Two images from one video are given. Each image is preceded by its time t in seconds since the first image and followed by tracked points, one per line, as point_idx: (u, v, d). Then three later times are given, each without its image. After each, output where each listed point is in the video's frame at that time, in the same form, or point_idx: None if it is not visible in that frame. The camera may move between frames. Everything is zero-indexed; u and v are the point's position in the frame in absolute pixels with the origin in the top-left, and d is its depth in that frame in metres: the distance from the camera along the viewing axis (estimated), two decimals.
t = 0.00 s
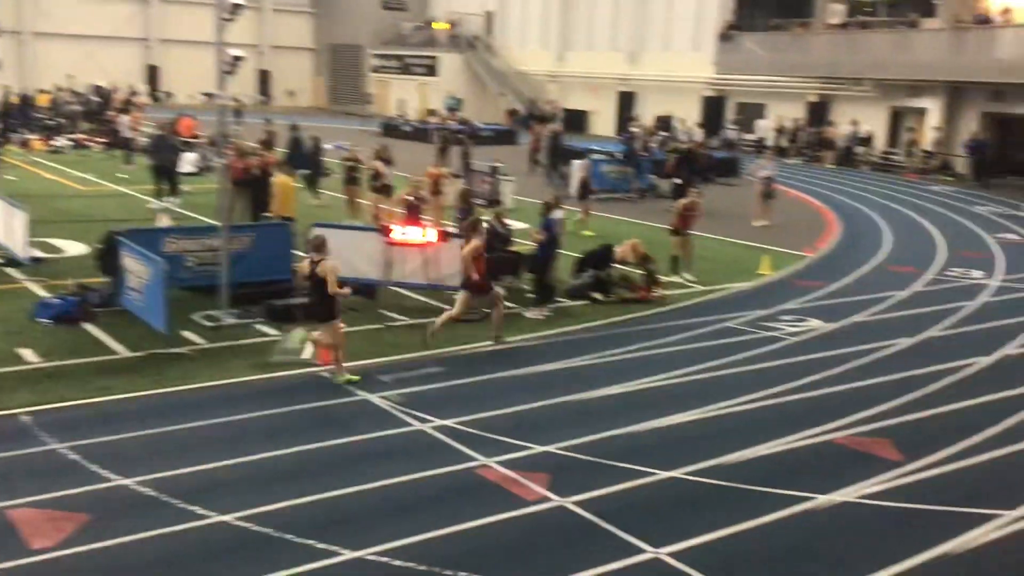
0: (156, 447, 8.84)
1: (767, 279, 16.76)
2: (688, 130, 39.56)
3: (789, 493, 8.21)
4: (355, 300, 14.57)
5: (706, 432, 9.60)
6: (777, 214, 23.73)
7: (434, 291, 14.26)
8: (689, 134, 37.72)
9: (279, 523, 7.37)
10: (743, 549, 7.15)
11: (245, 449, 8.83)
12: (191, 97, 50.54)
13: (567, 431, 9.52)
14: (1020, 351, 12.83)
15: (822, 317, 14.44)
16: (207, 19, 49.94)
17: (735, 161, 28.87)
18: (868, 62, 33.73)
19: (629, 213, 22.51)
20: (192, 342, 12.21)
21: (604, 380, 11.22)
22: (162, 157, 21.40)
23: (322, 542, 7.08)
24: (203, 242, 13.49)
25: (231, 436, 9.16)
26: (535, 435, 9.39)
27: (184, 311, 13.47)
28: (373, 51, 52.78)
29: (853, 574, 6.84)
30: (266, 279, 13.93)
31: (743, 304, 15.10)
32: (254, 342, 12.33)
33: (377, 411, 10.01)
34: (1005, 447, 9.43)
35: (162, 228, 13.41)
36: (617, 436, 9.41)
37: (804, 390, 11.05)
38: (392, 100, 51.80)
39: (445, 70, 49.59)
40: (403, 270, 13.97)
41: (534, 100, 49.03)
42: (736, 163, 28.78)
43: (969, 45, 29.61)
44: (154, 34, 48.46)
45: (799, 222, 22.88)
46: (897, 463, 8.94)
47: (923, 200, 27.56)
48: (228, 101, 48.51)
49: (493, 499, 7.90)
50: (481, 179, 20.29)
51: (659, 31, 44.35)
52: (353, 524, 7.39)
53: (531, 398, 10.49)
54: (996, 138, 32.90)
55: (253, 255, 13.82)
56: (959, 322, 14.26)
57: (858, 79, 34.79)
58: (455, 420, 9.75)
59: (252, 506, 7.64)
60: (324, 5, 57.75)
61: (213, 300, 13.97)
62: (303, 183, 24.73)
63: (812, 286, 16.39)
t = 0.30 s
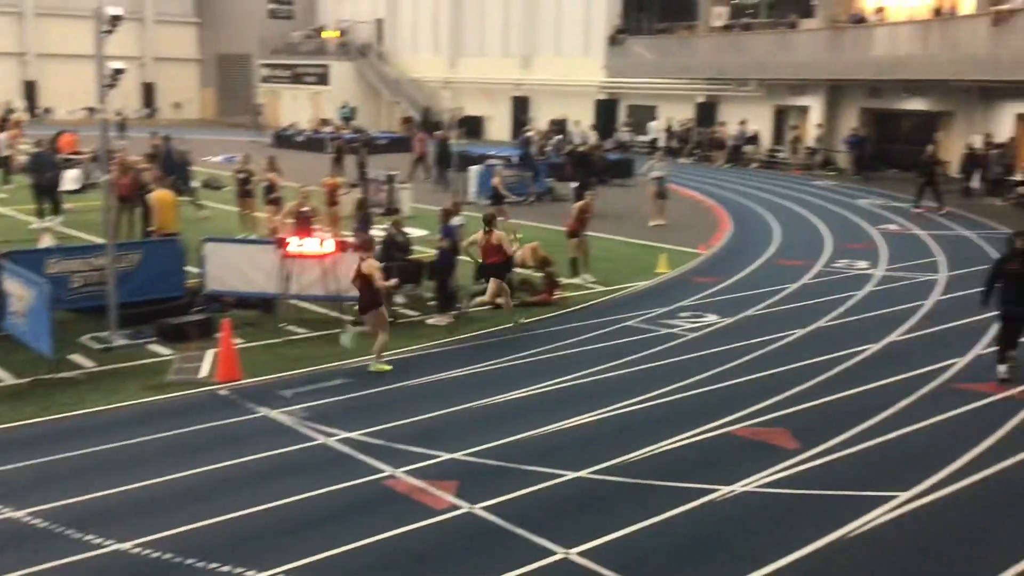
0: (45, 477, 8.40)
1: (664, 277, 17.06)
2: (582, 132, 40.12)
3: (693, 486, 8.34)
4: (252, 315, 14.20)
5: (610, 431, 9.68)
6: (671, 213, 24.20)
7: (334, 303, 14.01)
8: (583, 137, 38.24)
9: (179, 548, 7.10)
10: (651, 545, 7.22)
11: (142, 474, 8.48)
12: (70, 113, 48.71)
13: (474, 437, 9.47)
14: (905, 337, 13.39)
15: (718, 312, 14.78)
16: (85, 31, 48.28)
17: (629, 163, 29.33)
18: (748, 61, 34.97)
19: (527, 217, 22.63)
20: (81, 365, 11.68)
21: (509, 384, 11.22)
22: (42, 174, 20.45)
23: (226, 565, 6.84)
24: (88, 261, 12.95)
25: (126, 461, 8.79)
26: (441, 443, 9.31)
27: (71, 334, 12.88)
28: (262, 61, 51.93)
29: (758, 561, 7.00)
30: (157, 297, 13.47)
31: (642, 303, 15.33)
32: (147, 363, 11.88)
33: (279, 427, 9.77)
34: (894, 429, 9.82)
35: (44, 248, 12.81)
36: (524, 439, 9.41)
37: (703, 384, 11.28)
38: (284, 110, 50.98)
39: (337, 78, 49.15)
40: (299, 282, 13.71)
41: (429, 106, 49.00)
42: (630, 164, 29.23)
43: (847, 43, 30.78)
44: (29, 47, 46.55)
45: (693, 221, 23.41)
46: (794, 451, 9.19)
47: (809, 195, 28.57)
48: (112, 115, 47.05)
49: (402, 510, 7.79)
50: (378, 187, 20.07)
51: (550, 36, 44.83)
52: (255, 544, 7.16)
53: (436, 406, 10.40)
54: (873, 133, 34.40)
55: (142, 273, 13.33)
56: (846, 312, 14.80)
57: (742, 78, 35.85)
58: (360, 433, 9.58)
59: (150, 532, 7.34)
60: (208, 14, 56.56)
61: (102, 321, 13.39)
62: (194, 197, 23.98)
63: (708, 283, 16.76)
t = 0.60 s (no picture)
0: None
1: (605, 271, 17.17)
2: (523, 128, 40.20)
3: (637, 478, 8.42)
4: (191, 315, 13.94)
5: (554, 425, 9.72)
6: (612, 208, 24.37)
7: (273, 302, 13.84)
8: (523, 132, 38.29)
9: (116, 554, 6.93)
10: (596, 537, 7.27)
11: (77, 480, 8.27)
12: None
13: (419, 434, 9.43)
14: (840, 326, 13.69)
15: (659, 305, 14.92)
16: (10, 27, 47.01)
17: (570, 158, 29.45)
18: (685, 56, 35.25)
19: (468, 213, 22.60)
20: (12, 369, 11.35)
21: (452, 380, 11.19)
22: None
23: (166, 570, 6.70)
24: (18, 262, 12.60)
25: (61, 467, 8.56)
26: (384, 441, 9.25)
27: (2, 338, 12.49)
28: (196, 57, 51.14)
29: (701, 550, 7.09)
30: (92, 298, 13.16)
31: (584, 297, 15.40)
32: (81, 366, 11.58)
33: (219, 428, 9.61)
34: (831, 417, 10.03)
35: None
36: (468, 436, 9.39)
37: (645, 377, 11.38)
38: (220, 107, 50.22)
39: (273, 74, 48.59)
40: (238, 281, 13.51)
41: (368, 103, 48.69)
42: (571, 159, 29.35)
43: (781, 39, 31.27)
44: None
45: (633, 215, 23.60)
46: (734, 441, 9.33)
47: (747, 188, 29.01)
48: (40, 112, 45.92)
49: (346, 510, 7.71)
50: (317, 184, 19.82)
51: (489, 32, 44.82)
52: (196, 547, 7.04)
53: (379, 404, 10.33)
54: (808, 127, 35.05)
55: (75, 274, 13.00)
56: (783, 302, 15.08)
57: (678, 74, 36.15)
58: (301, 432, 9.47)
59: (86, 539, 7.15)
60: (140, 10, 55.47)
61: (33, 324, 13.03)
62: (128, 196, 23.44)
63: (648, 276, 16.90)
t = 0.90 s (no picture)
0: None
1: (607, 264, 17.17)
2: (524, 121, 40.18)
3: (639, 470, 8.43)
4: (193, 309, 13.95)
5: (556, 418, 9.73)
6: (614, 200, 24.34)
7: (276, 296, 13.84)
8: (525, 125, 38.25)
9: (118, 548, 6.95)
10: (597, 530, 7.28)
11: (80, 474, 8.29)
12: None
13: (421, 428, 9.44)
14: (842, 317, 13.68)
15: (660, 297, 14.92)
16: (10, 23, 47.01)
17: (571, 150, 29.40)
18: (685, 48, 35.16)
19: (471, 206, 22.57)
20: (15, 364, 11.37)
21: (454, 373, 11.20)
22: None
23: (168, 563, 6.72)
24: (19, 257, 12.62)
25: (65, 460, 8.60)
26: (386, 434, 9.27)
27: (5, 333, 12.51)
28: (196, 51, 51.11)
29: (702, 542, 7.10)
30: (94, 293, 13.19)
31: (585, 289, 15.39)
32: (84, 361, 11.60)
33: (221, 422, 9.62)
34: (834, 409, 10.03)
35: None
36: (471, 428, 9.41)
37: (648, 369, 11.40)
38: (221, 101, 50.27)
39: (274, 68, 48.60)
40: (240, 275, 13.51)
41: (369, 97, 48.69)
42: (573, 151, 29.31)
43: (782, 30, 31.21)
44: None
45: (636, 207, 23.55)
46: (736, 433, 9.33)
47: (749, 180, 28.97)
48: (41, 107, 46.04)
49: (349, 503, 7.72)
50: (318, 178, 19.77)
51: (489, 25, 44.78)
52: (199, 541, 7.06)
53: (381, 397, 10.34)
54: (809, 119, 35.01)
55: (77, 269, 13.02)
56: (785, 294, 15.08)
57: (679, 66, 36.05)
58: (303, 426, 9.48)
59: (90, 533, 7.18)
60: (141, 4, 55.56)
61: (35, 319, 13.04)
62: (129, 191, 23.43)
63: (650, 269, 16.89)
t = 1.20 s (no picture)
0: None
1: (610, 264, 17.17)
2: (528, 121, 40.18)
3: (641, 471, 8.43)
4: (197, 308, 13.96)
5: (559, 418, 9.73)
6: (616, 200, 24.34)
7: (279, 296, 13.86)
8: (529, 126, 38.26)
9: (121, 546, 6.96)
10: (599, 530, 7.29)
11: (84, 472, 8.31)
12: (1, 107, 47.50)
13: (424, 427, 9.44)
14: (846, 319, 13.69)
15: (664, 298, 14.93)
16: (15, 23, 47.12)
17: (574, 151, 29.41)
18: (689, 49, 35.14)
19: (475, 206, 22.58)
20: (19, 362, 11.39)
21: (457, 373, 11.21)
22: None
23: (171, 562, 6.73)
24: (23, 255, 12.65)
25: (68, 459, 8.61)
26: (389, 434, 9.27)
27: (9, 331, 12.53)
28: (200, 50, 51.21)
29: (704, 543, 7.11)
30: (99, 291, 13.21)
31: (589, 290, 15.39)
32: (87, 359, 11.62)
33: (224, 421, 9.63)
34: (837, 410, 10.04)
35: None
36: (474, 428, 9.42)
37: (650, 370, 11.40)
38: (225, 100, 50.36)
39: (278, 68, 48.69)
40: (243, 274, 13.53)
41: (372, 97, 48.74)
42: (576, 151, 29.31)
43: (786, 31, 31.20)
44: None
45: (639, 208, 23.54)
46: (738, 434, 9.33)
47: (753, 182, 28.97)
48: (45, 106, 46.15)
49: (351, 503, 7.73)
50: (322, 178, 19.79)
51: (493, 25, 44.80)
52: (202, 539, 7.08)
53: (384, 397, 10.35)
54: (813, 120, 35.01)
55: (81, 267, 13.05)
56: (788, 296, 15.07)
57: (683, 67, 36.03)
58: (307, 425, 9.49)
59: (93, 531, 7.19)
60: (145, 3, 55.68)
61: (38, 317, 13.07)
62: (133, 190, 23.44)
63: (654, 270, 16.88)
